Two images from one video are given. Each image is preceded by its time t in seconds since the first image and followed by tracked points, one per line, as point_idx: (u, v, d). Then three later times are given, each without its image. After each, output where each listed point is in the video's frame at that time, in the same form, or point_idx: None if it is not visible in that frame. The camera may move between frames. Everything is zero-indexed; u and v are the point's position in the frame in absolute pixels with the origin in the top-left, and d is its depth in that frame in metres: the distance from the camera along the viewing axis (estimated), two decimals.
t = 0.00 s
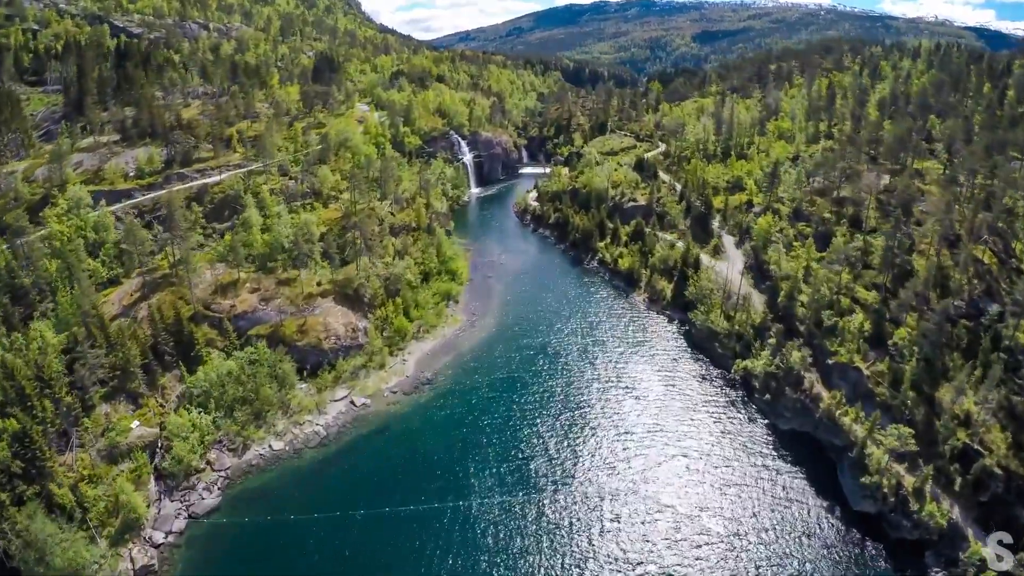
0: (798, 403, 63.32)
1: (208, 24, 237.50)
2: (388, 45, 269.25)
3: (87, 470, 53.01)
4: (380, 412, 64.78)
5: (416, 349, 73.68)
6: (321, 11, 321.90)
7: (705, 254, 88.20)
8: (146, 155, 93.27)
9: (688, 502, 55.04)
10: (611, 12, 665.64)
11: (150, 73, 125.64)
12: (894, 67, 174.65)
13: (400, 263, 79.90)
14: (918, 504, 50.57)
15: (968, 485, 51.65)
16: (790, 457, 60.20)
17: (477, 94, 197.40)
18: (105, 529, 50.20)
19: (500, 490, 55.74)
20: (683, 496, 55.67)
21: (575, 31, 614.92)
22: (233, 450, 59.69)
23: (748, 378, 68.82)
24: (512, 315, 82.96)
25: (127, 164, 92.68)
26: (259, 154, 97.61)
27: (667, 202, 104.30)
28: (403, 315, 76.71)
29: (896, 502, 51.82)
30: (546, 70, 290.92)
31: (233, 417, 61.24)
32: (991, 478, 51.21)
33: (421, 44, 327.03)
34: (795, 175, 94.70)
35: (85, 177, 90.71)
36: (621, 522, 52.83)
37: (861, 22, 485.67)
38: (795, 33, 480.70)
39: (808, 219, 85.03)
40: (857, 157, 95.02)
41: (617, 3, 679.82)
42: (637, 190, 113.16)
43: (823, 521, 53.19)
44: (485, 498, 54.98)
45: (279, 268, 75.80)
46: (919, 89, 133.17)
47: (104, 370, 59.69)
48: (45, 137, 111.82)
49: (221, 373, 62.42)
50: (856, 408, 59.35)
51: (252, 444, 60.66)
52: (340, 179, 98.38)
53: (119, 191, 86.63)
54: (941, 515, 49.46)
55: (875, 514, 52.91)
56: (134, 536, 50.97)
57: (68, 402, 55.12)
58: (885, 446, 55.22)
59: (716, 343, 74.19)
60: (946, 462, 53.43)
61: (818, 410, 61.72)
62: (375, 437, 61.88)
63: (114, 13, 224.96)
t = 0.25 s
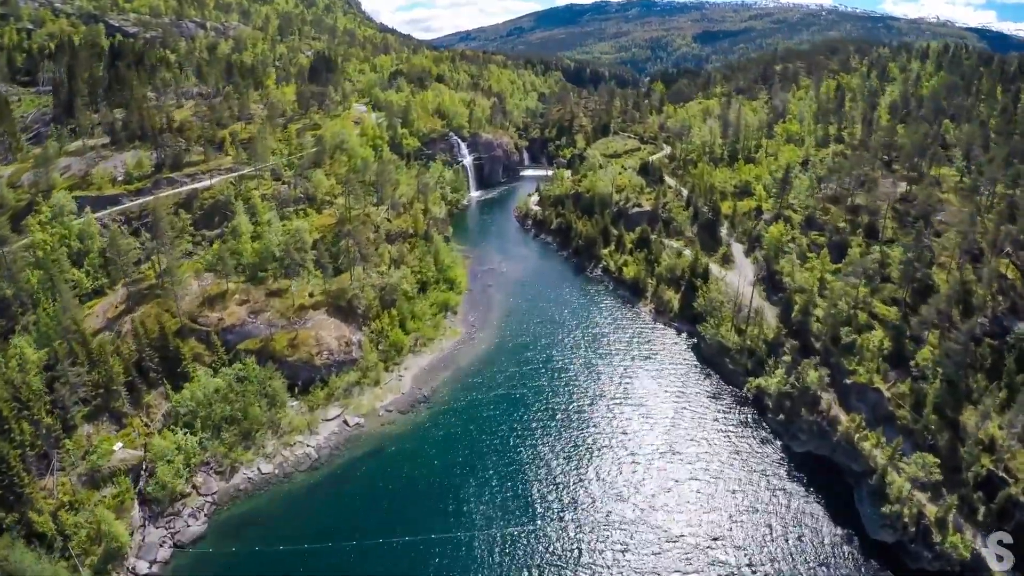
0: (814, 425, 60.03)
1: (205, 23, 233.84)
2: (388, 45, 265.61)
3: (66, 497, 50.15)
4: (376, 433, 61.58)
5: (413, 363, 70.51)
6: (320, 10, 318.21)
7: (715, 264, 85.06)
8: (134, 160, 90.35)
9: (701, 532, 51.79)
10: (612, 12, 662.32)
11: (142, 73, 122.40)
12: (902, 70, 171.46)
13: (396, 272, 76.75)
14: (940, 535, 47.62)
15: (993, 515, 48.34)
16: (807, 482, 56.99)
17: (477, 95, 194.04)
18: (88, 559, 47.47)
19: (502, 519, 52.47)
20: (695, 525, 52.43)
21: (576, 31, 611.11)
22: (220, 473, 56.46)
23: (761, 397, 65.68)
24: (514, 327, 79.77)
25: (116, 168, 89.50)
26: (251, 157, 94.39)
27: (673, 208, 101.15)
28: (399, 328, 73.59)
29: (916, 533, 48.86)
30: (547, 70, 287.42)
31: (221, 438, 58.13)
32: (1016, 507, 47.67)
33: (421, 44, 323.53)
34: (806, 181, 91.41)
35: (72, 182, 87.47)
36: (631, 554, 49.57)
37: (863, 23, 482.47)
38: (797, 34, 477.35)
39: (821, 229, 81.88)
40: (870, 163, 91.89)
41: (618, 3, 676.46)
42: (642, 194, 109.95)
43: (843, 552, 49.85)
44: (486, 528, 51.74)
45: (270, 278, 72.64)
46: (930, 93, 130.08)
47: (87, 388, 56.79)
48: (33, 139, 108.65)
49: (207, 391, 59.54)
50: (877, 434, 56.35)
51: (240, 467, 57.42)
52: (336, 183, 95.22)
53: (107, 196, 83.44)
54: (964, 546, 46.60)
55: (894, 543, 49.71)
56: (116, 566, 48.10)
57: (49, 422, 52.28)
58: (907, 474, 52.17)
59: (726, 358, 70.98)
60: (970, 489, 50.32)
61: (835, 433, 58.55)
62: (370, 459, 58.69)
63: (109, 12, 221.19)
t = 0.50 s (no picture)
0: (829, 446, 57.42)
1: (203, 22, 230.90)
2: (387, 44, 262.79)
3: (48, 520, 47.33)
4: (371, 452, 58.92)
5: (410, 378, 67.83)
6: (320, 10, 315.47)
7: (724, 273, 82.40)
8: (124, 164, 88.18)
9: (713, 562, 49.16)
10: (613, 12, 659.91)
11: (135, 73, 119.64)
12: (910, 72, 168.77)
13: (393, 281, 74.02)
14: (962, 565, 45.01)
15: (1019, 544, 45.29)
16: (821, 505, 54.58)
17: (478, 96, 191.32)
18: None
19: (504, 548, 49.80)
20: (707, 554, 49.78)
21: (576, 31, 608.01)
22: (208, 494, 53.80)
23: (772, 414, 63.09)
24: (516, 337, 77.14)
25: (105, 172, 86.84)
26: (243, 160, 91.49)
27: (679, 213, 98.48)
28: (396, 339, 70.90)
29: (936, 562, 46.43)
30: (548, 70, 284.79)
31: (209, 457, 55.33)
32: None
33: (421, 43, 320.70)
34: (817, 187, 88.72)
35: (60, 187, 84.48)
36: None
37: (865, 24, 479.78)
38: (798, 34, 474.37)
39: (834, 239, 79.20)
40: (884, 169, 89.18)
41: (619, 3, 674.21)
42: (646, 199, 107.24)
43: None
44: (487, 558, 49.10)
45: (261, 287, 69.92)
46: (941, 96, 127.34)
47: (69, 405, 54.30)
48: (23, 143, 106.15)
49: (195, 407, 56.46)
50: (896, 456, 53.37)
51: (229, 488, 54.71)
52: (331, 187, 92.50)
53: (95, 202, 80.80)
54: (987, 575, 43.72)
55: (912, 571, 47.64)
56: None
57: (29, 441, 49.32)
58: (928, 500, 49.43)
59: (737, 373, 68.44)
60: (992, 516, 47.58)
61: (852, 455, 55.83)
62: (366, 481, 56.02)
63: (105, 11, 218.28)
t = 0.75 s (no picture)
0: (848, 471, 54.25)
1: (199, 22, 227.51)
2: (387, 44, 259.50)
3: (25, 552, 44.69)
4: (364, 476, 55.77)
5: (406, 395, 64.74)
6: (319, 10, 311.94)
7: (734, 284, 79.20)
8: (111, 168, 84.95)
9: None
10: (614, 12, 656.14)
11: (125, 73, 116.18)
12: (919, 73, 165.42)
13: (388, 292, 70.74)
14: None
15: None
16: (840, 533, 51.44)
17: (479, 96, 188.01)
18: None
19: None
20: None
21: (577, 31, 604.32)
22: (194, 522, 50.53)
23: (787, 435, 59.95)
24: (517, 351, 73.88)
25: (91, 177, 83.67)
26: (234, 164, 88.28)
27: (686, 219, 95.19)
28: (391, 354, 67.76)
29: None
30: (549, 70, 281.37)
31: (194, 482, 51.89)
32: None
33: (420, 42, 317.21)
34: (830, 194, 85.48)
35: (45, 193, 80.85)
36: None
37: (867, 24, 476.08)
38: (801, 34, 470.44)
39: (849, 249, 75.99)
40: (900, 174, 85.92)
41: (620, 3, 670.73)
42: (652, 204, 103.90)
43: None
44: None
45: (251, 299, 66.84)
46: (953, 97, 124.02)
47: (48, 426, 51.19)
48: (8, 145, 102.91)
49: (180, 429, 53.30)
50: (919, 485, 50.48)
51: (216, 514, 51.34)
52: (326, 192, 89.26)
53: (80, 208, 77.59)
54: None
55: None
56: None
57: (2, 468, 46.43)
58: (956, 534, 46.24)
59: (749, 391, 65.25)
60: None
61: (872, 482, 52.67)
62: (358, 508, 52.81)
63: (100, 9, 214.88)
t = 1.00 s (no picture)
0: (865, 494, 51.55)
1: (197, 22, 224.80)
2: (386, 44, 256.74)
3: None
4: (358, 500, 52.94)
5: (402, 412, 62.12)
6: (318, 10, 309.08)
7: (744, 293, 76.49)
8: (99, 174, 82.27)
9: None
10: (615, 13, 653.08)
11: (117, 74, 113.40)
12: (926, 73, 162.51)
13: (384, 302, 68.00)
14: None
15: None
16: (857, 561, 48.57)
17: (479, 97, 185.24)
18: None
19: None
20: None
21: (578, 31, 601.14)
22: (180, 548, 47.89)
23: (801, 455, 57.11)
24: (517, 364, 71.17)
25: (79, 182, 81.01)
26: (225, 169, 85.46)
27: (693, 224, 92.39)
28: (387, 368, 65.07)
29: None
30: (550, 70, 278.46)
31: (180, 506, 49.16)
32: None
33: (420, 42, 314.39)
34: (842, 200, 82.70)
35: (31, 199, 78.08)
36: None
37: (870, 23, 472.78)
38: (802, 33, 467.14)
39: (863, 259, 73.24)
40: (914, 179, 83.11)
41: (620, 3, 667.78)
42: (657, 208, 101.13)
43: None
44: None
45: (241, 311, 64.15)
46: (964, 98, 121.15)
47: (28, 447, 48.27)
48: None
49: (165, 450, 50.58)
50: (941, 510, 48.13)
51: (203, 540, 48.55)
52: (320, 197, 86.51)
53: (67, 216, 74.97)
54: None
55: None
56: None
57: None
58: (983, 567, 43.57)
59: (761, 408, 62.40)
60: None
61: (892, 507, 50.02)
62: (350, 535, 49.92)
63: (96, 9, 212.08)
